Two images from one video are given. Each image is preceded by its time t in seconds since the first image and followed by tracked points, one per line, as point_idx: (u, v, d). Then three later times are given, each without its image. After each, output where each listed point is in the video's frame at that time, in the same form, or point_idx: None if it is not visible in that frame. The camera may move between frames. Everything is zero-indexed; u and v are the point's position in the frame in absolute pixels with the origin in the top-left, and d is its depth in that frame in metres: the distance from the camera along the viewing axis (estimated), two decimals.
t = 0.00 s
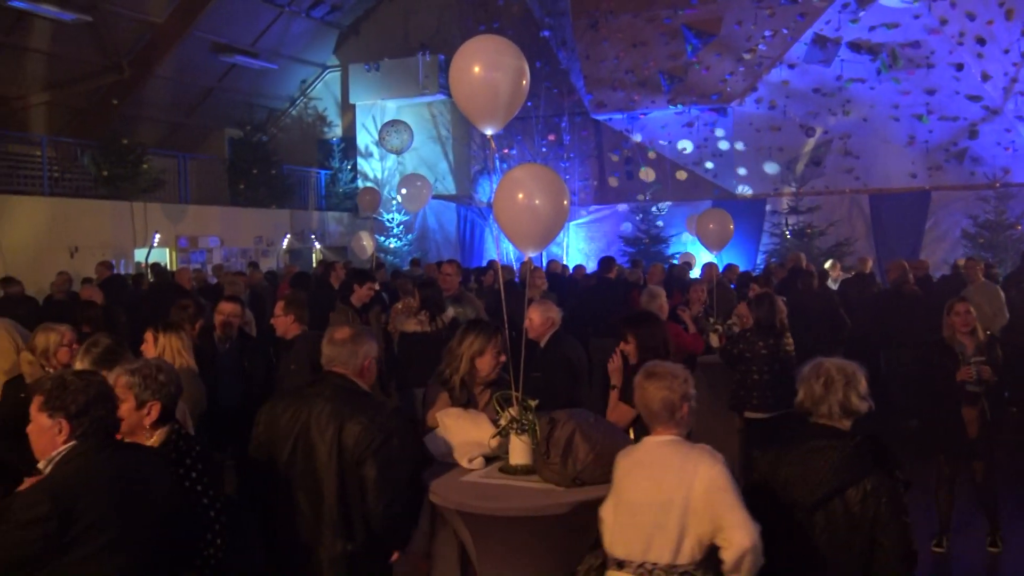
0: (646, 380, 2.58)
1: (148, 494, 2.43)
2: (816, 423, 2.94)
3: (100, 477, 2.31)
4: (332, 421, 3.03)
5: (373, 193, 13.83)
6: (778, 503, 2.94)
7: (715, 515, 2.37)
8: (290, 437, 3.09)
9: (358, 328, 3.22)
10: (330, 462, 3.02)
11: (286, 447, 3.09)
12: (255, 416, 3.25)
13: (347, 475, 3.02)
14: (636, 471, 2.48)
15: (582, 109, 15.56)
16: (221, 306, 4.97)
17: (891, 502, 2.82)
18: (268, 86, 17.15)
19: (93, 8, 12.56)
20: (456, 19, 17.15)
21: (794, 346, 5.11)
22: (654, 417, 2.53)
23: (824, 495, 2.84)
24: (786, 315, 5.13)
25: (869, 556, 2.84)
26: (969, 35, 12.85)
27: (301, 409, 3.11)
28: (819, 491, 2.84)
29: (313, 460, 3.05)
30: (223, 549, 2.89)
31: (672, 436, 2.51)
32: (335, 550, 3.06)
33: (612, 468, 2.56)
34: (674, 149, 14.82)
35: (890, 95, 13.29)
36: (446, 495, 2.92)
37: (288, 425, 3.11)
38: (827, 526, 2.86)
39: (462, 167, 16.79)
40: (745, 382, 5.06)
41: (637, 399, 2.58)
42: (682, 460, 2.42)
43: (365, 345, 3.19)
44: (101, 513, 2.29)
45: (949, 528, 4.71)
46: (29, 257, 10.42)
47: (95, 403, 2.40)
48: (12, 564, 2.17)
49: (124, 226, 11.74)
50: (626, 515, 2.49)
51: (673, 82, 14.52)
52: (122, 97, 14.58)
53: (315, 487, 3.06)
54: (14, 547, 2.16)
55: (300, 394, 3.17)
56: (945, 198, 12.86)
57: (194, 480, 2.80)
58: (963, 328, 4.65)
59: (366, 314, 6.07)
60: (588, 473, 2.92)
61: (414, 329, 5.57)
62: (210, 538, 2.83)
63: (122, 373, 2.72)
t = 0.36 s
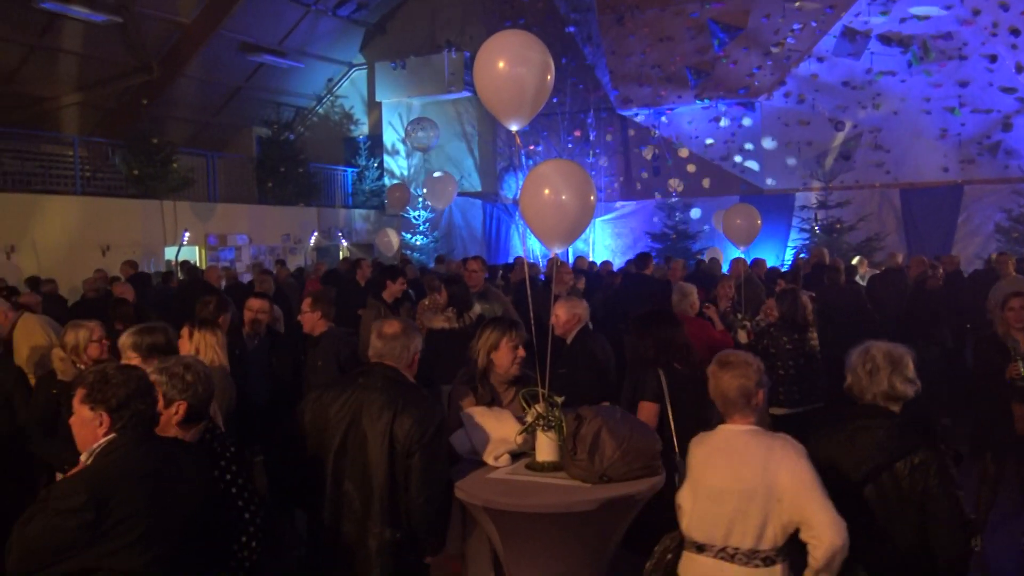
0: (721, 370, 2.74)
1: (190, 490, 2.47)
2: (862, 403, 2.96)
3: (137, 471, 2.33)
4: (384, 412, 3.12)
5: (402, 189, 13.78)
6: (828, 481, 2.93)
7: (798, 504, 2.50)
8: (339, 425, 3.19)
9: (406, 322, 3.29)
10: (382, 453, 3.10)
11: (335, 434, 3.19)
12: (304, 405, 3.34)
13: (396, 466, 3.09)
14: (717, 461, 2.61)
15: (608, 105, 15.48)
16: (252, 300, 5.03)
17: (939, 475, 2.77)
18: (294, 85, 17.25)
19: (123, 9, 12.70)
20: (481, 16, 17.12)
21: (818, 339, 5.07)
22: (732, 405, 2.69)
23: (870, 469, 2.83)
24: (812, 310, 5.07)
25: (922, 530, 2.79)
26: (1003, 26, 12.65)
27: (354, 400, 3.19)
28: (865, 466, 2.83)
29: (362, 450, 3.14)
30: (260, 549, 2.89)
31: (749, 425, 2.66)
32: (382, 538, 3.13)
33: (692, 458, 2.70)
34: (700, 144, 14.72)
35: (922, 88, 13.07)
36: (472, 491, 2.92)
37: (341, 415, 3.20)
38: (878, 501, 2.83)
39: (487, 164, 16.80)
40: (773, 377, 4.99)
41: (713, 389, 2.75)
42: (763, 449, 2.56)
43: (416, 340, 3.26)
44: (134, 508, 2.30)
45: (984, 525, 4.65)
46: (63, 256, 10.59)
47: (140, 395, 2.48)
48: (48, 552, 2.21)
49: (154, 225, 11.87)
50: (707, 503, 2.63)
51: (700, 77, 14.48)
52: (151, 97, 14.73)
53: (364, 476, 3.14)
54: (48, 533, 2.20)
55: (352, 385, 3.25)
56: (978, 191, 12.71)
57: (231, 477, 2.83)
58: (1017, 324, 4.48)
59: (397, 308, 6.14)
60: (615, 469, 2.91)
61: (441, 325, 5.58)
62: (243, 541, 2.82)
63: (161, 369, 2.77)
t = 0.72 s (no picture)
0: (768, 363, 2.99)
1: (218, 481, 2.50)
2: (933, 396, 3.00)
3: (166, 469, 2.34)
4: (411, 403, 3.13)
5: (432, 185, 13.82)
6: (903, 473, 3.04)
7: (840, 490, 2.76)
8: (368, 417, 3.21)
9: (430, 316, 3.32)
10: (409, 442, 3.10)
11: (365, 426, 3.21)
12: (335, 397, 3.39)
13: (422, 455, 3.10)
14: (768, 449, 2.88)
15: (636, 101, 15.41)
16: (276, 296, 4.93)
17: (1018, 463, 2.90)
18: (322, 83, 17.36)
19: (155, 10, 12.88)
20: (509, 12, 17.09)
21: (845, 335, 5.02)
22: (779, 397, 2.95)
23: (948, 462, 2.94)
24: (839, 306, 5.00)
25: (996, 516, 2.96)
26: None
27: (380, 391, 3.22)
28: (941, 461, 2.94)
29: (391, 441, 3.15)
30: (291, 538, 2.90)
31: (795, 414, 2.92)
32: (412, 526, 3.14)
33: (744, 447, 2.96)
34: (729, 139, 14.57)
35: (956, 80, 12.82)
36: (500, 487, 2.92)
37: (369, 406, 3.22)
38: (954, 493, 2.97)
39: (515, 160, 16.80)
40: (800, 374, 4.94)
41: (759, 381, 3.01)
42: (810, 436, 2.82)
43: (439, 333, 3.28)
44: (161, 501, 2.32)
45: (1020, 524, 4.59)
46: (98, 255, 10.75)
47: (174, 397, 2.45)
48: (79, 543, 2.25)
49: (187, 223, 12.02)
50: (761, 488, 2.89)
51: (729, 71, 14.37)
52: (182, 97, 14.91)
53: (391, 466, 3.16)
54: (79, 523, 2.25)
55: (380, 377, 3.28)
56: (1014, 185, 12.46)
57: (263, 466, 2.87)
58: None
59: (429, 304, 6.21)
60: (644, 466, 2.88)
61: (469, 321, 5.61)
62: (276, 521, 2.84)
63: (190, 365, 2.76)
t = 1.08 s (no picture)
0: (806, 345, 3.00)
1: (248, 474, 2.51)
2: (997, 381, 2.97)
3: (192, 471, 2.34)
4: (414, 392, 3.49)
5: (459, 183, 13.85)
6: (963, 456, 2.97)
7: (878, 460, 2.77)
8: (377, 405, 3.53)
9: (427, 312, 3.69)
10: (414, 427, 3.45)
11: (372, 413, 3.53)
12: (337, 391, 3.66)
13: (427, 436, 3.46)
14: (807, 425, 2.88)
15: (663, 97, 15.32)
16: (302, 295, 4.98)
17: None
18: (350, 82, 17.45)
19: (185, 11, 13.01)
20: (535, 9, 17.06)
21: (875, 332, 4.97)
22: (817, 376, 2.95)
23: (1014, 446, 2.87)
24: (868, 304, 4.96)
25: None
26: None
27: (383, 383, 3.55)
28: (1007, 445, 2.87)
29: (397, 425, 3.49)
30: (319, 529, 2.92)
31: (833, 393, 2.92)
32: (424, 506, 3.49)
33: (782, 425, 2.97)
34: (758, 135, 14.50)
35: (990, 73, 12.54)
36: (528, 484, 2.91)
37: (373, 397, 3.55)
38: (1016, 478, 2.87)
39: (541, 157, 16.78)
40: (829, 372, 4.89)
41: (798, 361, 3.02)
42: (848, 413, 2.82)
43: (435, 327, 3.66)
44: (189, 496, 2.33)
45: None
46: (130, 253, 10.90)
47: (205, 392, 2.47)
48: (113, 538, 2.27)
49: (216, 222, 12.13)
50: (801, 463, 2.89)
51: (757, 66, 14.00)
52: (212, 96, 15.05)
53: (398, 448, 3.49)
54: (115, 518, 2.27)
55: (382, 370, 3.61)
56: None
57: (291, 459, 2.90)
58: None
59: (456, 302, 6.23)
60: (672, 463, 2.87)
61: (496, 317, 5.64)
62: (303, 514, 2.88)
63: (219, 360, 2.77)
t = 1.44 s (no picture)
0: (863, 339, 2.98)
1: (254, 475, 2.48)
2: None
3: (196, 472, 2.33)
4: (424, 382, 3.56)
5: (485, 180, 13.83)
6: (1012, 450, 2.87)
7: (930, 453, 2.76)
8: (389, 397, 3.60)
9: (434, 303, 3.76)
10: (425, 415, 3.53)
11: (384, 404, 3.60)
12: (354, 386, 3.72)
13: (439, 426, 3.53)
14: (863, 416, 2.88)
15: (689, 92, 15.23)
16: (323, 292, 4.87)
17: None
18: (376, 80, 17.52)
19: (213, 11, 13.15)
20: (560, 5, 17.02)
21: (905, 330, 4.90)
22: (871, 370, 2.94)
23: None
24: (898, 300, 4.97)
25: None
26: None
27: (394, 374, 3.61)
28: None
29: (409, 415, 3.56)
30: (331, 530, 2.88)
31: (887, 387, 2.91)
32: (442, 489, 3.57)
33: (836, 415, 2.97)
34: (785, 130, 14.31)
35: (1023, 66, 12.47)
36: (554, 482, 2.89)
37: (385, 389, 3.62)
38: None
39: (565, 154, 16.74)
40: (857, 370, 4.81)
41: (855, 355, 2.99)
42: (902, 406, 2.82)
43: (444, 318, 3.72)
44: (190, 498, 2.31)
45: None
46: (159, 250, 11.02)
47: (208, 395, 2.44)
48: (111, 540, 2.26)
49: (243, 219, 12.22)
50: (855, 453, 2.89)
51: (785, 60, 13.78)
52: (239, 95, 15.19)
53: (408, 439, 3.57)
54: (114, 521, 2.26)
55: (392, 363, 3.67)
56: None
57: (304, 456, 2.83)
58: None
59: (480, 298, 6.21)
60: (697, 460, 2.85)
61: (522, 314, 5.62)
62: (317, 511, 2.84)
63: (238, 358, 2.85)
